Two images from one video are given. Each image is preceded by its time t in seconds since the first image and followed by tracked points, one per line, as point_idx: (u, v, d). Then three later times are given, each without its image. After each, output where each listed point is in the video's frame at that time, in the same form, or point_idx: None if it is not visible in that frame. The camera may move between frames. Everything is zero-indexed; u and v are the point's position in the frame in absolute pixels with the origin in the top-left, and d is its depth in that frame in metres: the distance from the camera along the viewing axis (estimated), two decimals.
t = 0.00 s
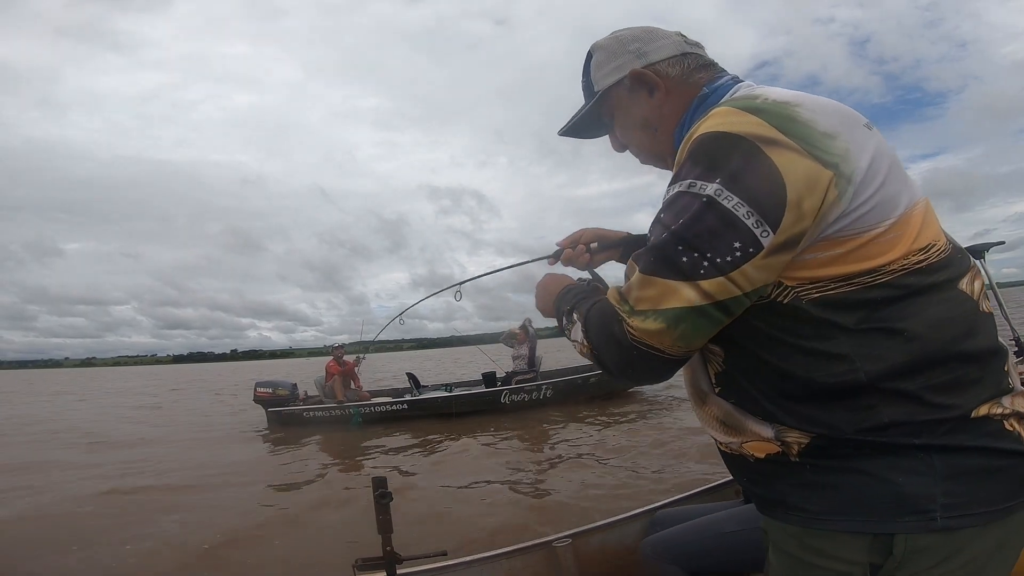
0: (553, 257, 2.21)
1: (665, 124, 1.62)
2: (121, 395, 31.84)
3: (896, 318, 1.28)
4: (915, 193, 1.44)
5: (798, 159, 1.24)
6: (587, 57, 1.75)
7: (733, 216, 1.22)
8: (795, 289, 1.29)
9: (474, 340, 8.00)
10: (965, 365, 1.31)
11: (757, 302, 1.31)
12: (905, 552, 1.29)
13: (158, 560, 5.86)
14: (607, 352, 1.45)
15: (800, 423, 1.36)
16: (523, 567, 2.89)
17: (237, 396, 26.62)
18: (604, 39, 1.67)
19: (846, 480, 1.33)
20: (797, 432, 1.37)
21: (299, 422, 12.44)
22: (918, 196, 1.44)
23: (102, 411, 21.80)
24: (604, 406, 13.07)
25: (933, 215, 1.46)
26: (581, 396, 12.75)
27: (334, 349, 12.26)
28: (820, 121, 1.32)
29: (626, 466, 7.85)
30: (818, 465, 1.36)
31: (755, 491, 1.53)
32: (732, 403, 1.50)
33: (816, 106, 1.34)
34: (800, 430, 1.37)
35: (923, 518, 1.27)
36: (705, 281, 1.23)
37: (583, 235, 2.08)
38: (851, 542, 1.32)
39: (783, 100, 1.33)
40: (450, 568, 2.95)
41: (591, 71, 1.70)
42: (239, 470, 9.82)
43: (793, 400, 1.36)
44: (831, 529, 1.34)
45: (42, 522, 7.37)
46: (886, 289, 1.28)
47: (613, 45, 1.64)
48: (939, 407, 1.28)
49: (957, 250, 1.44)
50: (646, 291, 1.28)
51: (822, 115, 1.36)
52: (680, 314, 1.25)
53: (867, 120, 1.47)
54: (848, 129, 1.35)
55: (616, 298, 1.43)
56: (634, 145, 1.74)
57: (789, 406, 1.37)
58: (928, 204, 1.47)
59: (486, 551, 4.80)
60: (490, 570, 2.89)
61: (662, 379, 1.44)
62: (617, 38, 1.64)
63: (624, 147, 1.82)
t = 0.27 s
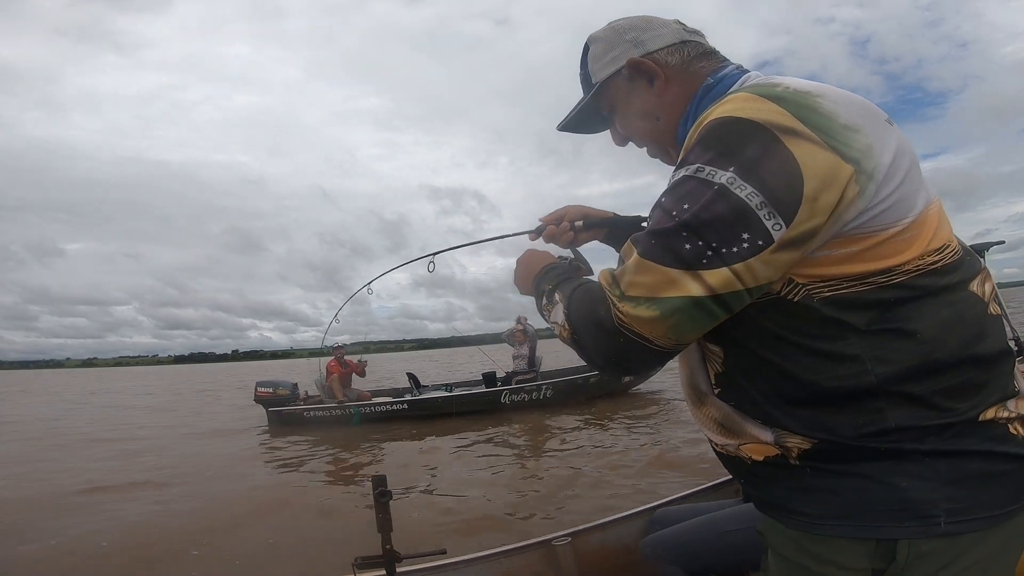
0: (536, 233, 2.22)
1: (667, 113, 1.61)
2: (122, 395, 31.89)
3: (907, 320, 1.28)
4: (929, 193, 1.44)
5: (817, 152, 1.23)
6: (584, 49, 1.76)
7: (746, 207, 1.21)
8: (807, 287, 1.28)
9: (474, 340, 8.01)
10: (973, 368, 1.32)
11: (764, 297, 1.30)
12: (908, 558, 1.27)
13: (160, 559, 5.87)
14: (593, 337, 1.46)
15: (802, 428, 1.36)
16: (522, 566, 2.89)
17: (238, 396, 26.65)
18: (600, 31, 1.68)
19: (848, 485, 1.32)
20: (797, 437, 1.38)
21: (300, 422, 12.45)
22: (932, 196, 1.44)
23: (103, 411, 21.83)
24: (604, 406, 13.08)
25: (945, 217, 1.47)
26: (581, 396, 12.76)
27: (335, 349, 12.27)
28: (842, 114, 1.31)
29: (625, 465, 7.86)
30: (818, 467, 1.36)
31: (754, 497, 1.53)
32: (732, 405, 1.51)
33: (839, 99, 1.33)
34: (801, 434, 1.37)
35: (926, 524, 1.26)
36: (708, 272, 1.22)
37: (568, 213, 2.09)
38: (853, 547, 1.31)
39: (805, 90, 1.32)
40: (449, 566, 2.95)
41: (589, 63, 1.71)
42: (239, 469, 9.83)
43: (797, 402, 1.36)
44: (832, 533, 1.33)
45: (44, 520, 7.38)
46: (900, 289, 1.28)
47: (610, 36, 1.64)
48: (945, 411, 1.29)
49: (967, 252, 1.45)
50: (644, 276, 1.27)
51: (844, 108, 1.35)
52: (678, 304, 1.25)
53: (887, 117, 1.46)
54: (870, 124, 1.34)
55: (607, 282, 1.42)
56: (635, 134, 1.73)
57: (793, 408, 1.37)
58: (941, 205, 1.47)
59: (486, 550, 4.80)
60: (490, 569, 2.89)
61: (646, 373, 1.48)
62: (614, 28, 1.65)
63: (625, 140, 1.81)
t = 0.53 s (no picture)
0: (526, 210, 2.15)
1: (663, 110, 1.61)
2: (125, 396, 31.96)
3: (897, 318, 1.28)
4: (923, 191, 1.43)
5: (811, 146, 1.22)
6: (584, 50, 1.76)
7: (734, 197, 1.20)
8: (798, 283, 1.29)
9: (475, 341, 8.02)
10: (963, 369, 1.31)
11: (757, 291, 1.32)
12: (896, 559, 1.28)
13: (159, 559, 5.89)
14: (575, 318, 1.47)
15: (792, 427, 1.36)
16: (521, 565, 2.89)
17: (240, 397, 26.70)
18: (599, 33, 1.69)
19: (837, 485, 1.33)
20: (787, 436, 1.38)
21: (301, 423, 12.46)
22: (926, 195, 1.44)
23: (106, 412, 21.88)
24: (604, 406, 13.07)
25: (940, 216, 1.46)
26: (581, 396, 12.76)
27: (335, 350, 12.27)
28: (838, 111, 1.30)
29: (625, 466, 7.85)
30: (808, 467, 1.36)
31: (745, 494, 1.53)
32: (724, 402, 1.50)
33: (834, 95, 1.32)
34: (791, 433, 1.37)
35: (913, 524, 1.26)
36: (693, 260, 1.22)
37: (561, 190, 2.01)
38: (841, 547, 1.32)
39: (801, 86, 1.30)
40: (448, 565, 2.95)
41: (588, 63, 1.71)
42: (240, 470, 9.85)
43: (787, 399, 1.36)
44: (821, 534, 1.34)
45: (46, 521, 7.41)
46: (892, 287, 1.28)
47: (609, 36, 1.65)
48: (934, 411, 1.29)
49: (961, 251, 1.44)
50: (629, 260, 1.27)
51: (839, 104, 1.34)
52: (661, 290, 1.25)
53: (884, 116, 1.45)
54: (865, 121, 1.34)
55: (594, 263, 1.42)
56: (632, 132, 1.72)
57: (782, 406, 1.37)
58: (936, 205, 1.46)
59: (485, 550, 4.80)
60: (489, 568, 2.89)
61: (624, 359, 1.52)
62: (612, 29, 1.66)
63: (626, 139, 1.81)
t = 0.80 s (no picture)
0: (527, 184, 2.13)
1: (675, 106, 1.61)
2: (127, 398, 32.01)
3: (902, 314, 1.27)
4: (935, 193, 1.43)
5: (826, 137, 1.23)
6: (596, 47, 1.75)
7: (743, 178, 1.19)
8: (804, 275, 1.29)
9: (476, 342, 8.03)
10: (967, 368, 1.30)
11: (763, 282, 1.31)
12: (900, 560, 1.27)
13: (161, 561, 5.90)
14: (569, 290, 1.44)
15: (793, 424, 1.36)
16: (523, 567, 2.88)
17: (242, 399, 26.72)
18: (612, 30, 1.68)
19: (839, 484, 1.32)
20: (789, 434, 1.37)
21: (303, 425, 12.46)
22: (938, 197, 1.43)
23: (108, 414, 21.91)
24: (605, 408, 13.06)
25: (950, 219, 1.46)
26: (582, 398, 12.75)
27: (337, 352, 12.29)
28: (856, 105, 1.31)
29: (626, 467, 7.84)
30: (808, 466, 1.36)
31: (745, 492, 1.53)
32: (725, 398, 1.50)
33: (853, 91, 1.33)
34: (794, 430, 1.36)
35: (915, 525, 1.25)
36: (697, 238, 1.21)
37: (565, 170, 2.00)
38: (843, 548, 1.31)
39: (822, 79, 1.31)
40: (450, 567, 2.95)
41: (600, 59, 1.70)
42: (241, 472, 9.85)
43: (789, 395, 1.36)
44: (823, 535, 1.33)
45: (47, 522, 7.42)
46: (899, 283, 1.27)
47: (621, 33, 1.64)
48: (937, 409, 1.28)
49: (970, 255, 1.44)
50: (632, 231, 1.26)
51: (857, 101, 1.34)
52: (661, 266, 1.24)
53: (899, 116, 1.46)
54: (882, 118, 1.34)
55: (596, 236, 1.40)
56: (644, 128, 1.72)
57: (785, 402, 1.37)
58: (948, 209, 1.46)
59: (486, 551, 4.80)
60: (490, 569, 2.88)
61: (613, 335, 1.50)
62: (624, 25, 1.65)
63: (636, 135, 1.81)
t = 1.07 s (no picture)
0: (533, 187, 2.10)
1: (685, 106, 1.61)
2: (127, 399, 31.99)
3: (907, 314, 1.27)
4: (940, 199, 1.44)
5: (841, 137, 1.24)
6: (606, 44, 1.75)
7: (758, 174, 1.20)
8: (812, 274, 1.28)
9: (477, 343, 8.04)
10: (968, 368, 1.30)
11: (771, 280, 1.31)
12: (906, 558, 1.26)
13: (162, 561, 5.90)
14: (579, 284, 1.42)
15: (798, 424, 1.35)
16: (524, 568, 2.88)
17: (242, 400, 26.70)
18: (624, 26, 1.68)
19: (842, 484, 1.32)
20: (792, 433, 1.37)
21: (303, 425, 12.46)
22: (942, 203, 1.45)
23: (108, 416, 21.91)
24: (605, 409, 13.06)
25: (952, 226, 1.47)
26: (582, 399, 12.75)
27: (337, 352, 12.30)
28: (869, 108, 1.32)
29: (627, 468, 7.84)
30: (812, 467, 1.35)
31: (747, 493, 1.52)
32: (729, 397, 1.49)
33: (867, 94, 1.34)
34: (796, 431, 1.36)
35: (919, 523, 1.25)
36: (711, 231, 1.20)
37: (571, 175, 1.97)
38: (848, 548, 1.31)
39: (838, 82, 1.33)
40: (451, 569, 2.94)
41: (610, 55, 1.70)
42: (243, 472, 9.88)
43: (791, 395, 1.36)
44: (828, 534, 1.33)
45: (48, 524, 7.41)
46: (905, 284, 1.27)
47: (633, 30, 1.64)
48: (940, 408, 1.28)
49: (972, 261, 1.45)
50: (647, 225, 1.24)
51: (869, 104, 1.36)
52: (675, 259, 1.23)
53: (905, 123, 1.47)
54: (893, 121, 1.35)
55: (608, 229, 1.38)
56: (650, 125, 1.71)
57: (786, 402, 1.36)
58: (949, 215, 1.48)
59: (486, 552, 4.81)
60: (491, 571, 2.88)
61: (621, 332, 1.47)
62: (636, 23, 1.64)
63: (641, 132, 1.81)
